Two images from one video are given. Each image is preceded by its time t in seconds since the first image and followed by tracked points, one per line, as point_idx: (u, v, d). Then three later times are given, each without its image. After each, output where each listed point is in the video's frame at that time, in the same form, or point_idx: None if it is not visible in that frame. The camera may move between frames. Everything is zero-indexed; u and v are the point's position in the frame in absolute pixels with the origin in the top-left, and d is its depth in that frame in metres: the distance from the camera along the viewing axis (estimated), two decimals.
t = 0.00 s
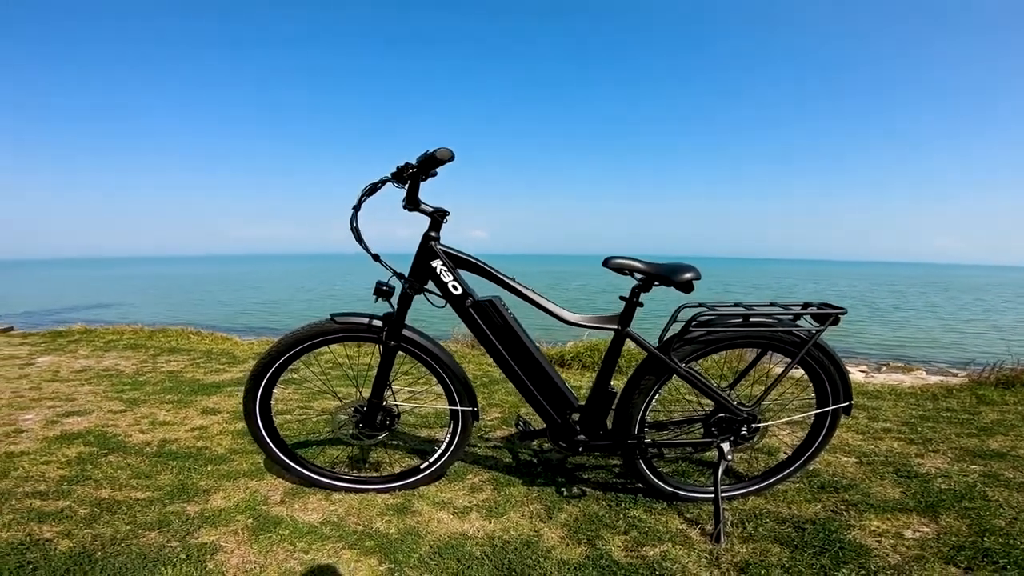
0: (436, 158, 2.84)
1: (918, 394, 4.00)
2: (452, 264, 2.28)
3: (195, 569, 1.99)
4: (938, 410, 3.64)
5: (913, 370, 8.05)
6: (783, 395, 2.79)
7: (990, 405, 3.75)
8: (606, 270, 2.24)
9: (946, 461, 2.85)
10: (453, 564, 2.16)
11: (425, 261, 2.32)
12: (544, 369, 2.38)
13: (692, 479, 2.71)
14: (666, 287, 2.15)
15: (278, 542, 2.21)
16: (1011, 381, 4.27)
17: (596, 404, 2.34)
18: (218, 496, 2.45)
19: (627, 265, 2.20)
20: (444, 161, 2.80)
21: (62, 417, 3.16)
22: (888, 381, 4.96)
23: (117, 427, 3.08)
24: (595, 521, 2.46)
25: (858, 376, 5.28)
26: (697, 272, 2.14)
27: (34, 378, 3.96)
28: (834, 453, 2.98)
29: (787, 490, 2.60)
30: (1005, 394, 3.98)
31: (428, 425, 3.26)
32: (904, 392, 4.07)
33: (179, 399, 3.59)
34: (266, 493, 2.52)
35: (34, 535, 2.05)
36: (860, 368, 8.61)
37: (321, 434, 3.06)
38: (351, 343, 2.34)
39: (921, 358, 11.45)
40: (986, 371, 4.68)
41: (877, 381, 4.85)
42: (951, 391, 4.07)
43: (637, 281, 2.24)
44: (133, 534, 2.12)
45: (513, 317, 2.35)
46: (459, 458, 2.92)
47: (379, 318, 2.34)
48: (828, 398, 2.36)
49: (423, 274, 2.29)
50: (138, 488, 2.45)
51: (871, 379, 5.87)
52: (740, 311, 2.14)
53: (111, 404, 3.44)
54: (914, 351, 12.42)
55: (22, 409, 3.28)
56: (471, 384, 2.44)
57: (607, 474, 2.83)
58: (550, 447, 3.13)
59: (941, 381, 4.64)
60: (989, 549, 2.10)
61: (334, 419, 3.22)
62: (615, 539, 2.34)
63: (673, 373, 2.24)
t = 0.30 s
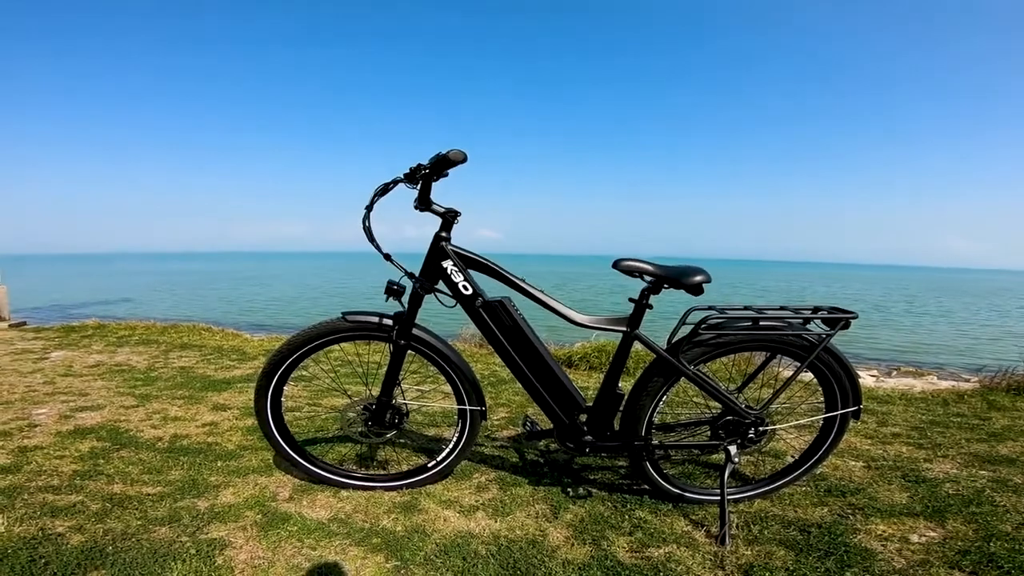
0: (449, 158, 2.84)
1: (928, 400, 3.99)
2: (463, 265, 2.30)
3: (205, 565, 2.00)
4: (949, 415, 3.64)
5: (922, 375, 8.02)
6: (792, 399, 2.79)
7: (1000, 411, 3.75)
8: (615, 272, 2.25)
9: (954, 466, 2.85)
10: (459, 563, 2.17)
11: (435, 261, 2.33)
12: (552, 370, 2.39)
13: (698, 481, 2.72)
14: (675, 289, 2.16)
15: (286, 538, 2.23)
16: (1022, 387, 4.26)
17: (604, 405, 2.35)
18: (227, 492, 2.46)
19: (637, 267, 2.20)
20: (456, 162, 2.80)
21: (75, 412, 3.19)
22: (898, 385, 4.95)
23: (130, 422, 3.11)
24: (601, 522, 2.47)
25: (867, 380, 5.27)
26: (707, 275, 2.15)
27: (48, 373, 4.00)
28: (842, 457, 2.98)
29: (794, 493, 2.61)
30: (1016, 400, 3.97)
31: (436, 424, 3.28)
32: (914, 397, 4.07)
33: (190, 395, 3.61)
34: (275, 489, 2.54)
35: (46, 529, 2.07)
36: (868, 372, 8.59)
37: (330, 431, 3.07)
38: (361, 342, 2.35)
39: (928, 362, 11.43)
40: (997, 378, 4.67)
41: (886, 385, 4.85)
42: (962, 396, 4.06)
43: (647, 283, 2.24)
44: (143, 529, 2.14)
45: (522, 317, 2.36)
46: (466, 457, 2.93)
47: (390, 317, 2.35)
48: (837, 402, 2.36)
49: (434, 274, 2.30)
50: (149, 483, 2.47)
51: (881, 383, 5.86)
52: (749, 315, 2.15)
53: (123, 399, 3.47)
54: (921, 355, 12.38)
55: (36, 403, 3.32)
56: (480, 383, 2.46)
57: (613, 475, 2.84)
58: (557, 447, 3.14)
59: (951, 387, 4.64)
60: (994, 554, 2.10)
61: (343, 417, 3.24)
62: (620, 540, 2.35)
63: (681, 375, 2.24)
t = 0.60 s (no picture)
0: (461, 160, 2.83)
1: (940, 405, 3.98)
2: (472, 267, 2.30)
3: (213, 562, 2.01)
4: (961, 421, 3.63)
5: (933, 381, 7.99)
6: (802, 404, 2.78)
7: (1013, 417, 3.73)
8: (625, 275, 2.25)
9: (966, 472, 2.84)
10: (465, 563, 2.18)
11: (445, 263, 2.34)
12: (560, 372, 2.39)
13: (705, 485, 2.71)
14: (685, 293, 2.15)
15: (294, 537, 2.23)
16: None
17: (612, 408, 2.35)
18: (236, 490, 2.47)
19: (647, 270, 2.19)
20: (468, 164, 2.78)
21: (88, 409, 3.21)
22: (910, 390, 4.94)
23: (142, 419, 3.12)
24: (607, 525, 2.47)
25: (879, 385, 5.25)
26: (717, 279, 2.15)
27: (62, 369, 4.03)
28: (851, 463, 2.97)
29: (802, 498, 2.60)
30: None
31: (444, 424, 3.28)
32: (926, 403, 4.06)
33: (201, 392, 3.62)
34: (283, 488, 2.54)
35: (57, 525, 2.08)
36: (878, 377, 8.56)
37: (338, 430, 3.08)
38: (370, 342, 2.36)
39: (935, 368, 11.38)
40: (1011, 384, 4.64)
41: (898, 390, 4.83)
42: (975, 402, 4.05)
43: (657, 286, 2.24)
44: (153, 526, 2.15)
45: (531, 320, 2.36)
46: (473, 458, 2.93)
47: (399, 318, 2.36)
48: (847, 407, 2.35)
49: (444, 276, 2.30)
50: (160, 481, 2.48)
51: (892, 388, 5.84)
52: (760, 319, 2.14)
53: (135, 396, 3.49)
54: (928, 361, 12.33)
55: (50, 399, 3.34)
56: (488, 385, 2.46)
57: (620, 478, 2.83)
58: (564, 449, 3.14)
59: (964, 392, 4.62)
60: (1004, 560, 2.10)
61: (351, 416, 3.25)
62: (625, 543, 2.35)
63: (690, 379, 2.24)
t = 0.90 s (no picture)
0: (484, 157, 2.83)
1: (968, 409, 3.93)
2: (494, 263, 2.29)
3: (235, 556, 2.02)
4: (990, 425, 3.58)
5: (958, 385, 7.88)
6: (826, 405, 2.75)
7: None
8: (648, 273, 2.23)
9: (995, 476, 2.80)
10: (482, 561, 2.17)
11: (467, 260, 2.33)
12: (580, 370, 2.38)
13: (725, 486, 2.69)
14: (709, 291, 2.13)
15: (314, 532, 2.24)
16: None
17: (632, 407, 2.34)
18: (258, 485, 2.48)
19: (669, 268, 2.17)
20: (491, 161, 2.78)
21: (115, 403, 3.27)
22: (937, 394, 4.87)
23: (167, 414, 3.16)
24: (625, 524, 2.46)
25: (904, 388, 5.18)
26: (741, 278, 2.12)
27: (92, 364, 4.15)
28: (877, 465, 2.93)
29: (825, 500, 2.57)
30: None
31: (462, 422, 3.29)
32: (954, 406, 4.00)
33: (224, 387, 3.67)
34: (303, 483, 2.56)
35: (85, 518, 2.10)
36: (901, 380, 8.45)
37: (358, 427, 3.09)
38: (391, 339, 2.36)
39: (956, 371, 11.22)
40: None
41: (924, 393, 4.77)
42: (1005, 406, 3.98)
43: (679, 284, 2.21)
44: (177, 520, 2.17)
45: (551, 317, 2.35)
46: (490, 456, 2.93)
47: (420, 315, 2.36)
48: (875, 408, 2.31)
49: (465, 272, 2.29)
50: (185, 475, 2.50)
51: (917, 391, 5.76)
52: (785, 318, 2.12)
53: (162, 391, 3.54)
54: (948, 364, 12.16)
55: (79, 394, 3.42)
56: (507, 382, 2.45)
57: (638, 478, 2.82)
58: (582, 448, 3.13)
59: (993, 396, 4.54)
60: None
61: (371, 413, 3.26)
62: (643, 542, 2.33)
63: (713, 378, 2.22)
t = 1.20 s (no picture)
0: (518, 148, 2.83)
1: (1015, 408, 3.82)
2: (527, 255, 2.29)
3: (271, 545, 2.06)
4: None
5: (1004, 386, 7.62)
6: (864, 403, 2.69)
7: None
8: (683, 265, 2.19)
9: None
10: (511, 553, 2.18)
11: (500, 252, 2.33)
12: (613, 363, 2.37)
13: (759, 482, 2.65)
14: (747, 283, 2.08)
15: (346, 522, 2.27)
16: None
17: (665, 400, 2.31)
18: (292, 475, 2.52)
19: (706, 260, 2.13)
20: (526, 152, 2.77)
21: (157, 393, 3.40)
22: (981, 393, 4.73)
23: (207, 404, 3.26)
24: (655, 519, 2.44)
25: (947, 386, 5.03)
26: (780, 270, 2.07)
27: (136, 355, 4.38)
28: (918, 464, 2.86)
29: (864, 498, 2.52)
30: None
31: (491, 415, 3.29)
32: (1000, 406, 3.89)
33: (261, 378, 3.78)
34: (337, 473, 2.59)
35: (129, 507, 2.15)
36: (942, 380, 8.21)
37: (389, 419, 3.11)
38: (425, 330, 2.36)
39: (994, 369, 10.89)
40: None
41: (966, 392, 4.64)
42: None
43: (715, 276, 2.17)
44: (217, 509, 2.21)
45: (585, 309, 2.33)
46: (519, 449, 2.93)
47: (453, 306, 2.36)
48: (920, 405, 2.26)
49: (499, 264, 2.29)
50: (224, 464, 2.55)
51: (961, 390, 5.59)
52: (827, 311, 2.06)
53: (202, 381, 3.68)
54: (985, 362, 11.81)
55: (124, 384, 3.60)
56: (539, 374, 2.44)
57: (669, 473, 2.79)
58: (611, 442, 3.11)
59: None
60: None
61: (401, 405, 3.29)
62: (674, 537, 2.32)
63: (749, 371, 2.18)
